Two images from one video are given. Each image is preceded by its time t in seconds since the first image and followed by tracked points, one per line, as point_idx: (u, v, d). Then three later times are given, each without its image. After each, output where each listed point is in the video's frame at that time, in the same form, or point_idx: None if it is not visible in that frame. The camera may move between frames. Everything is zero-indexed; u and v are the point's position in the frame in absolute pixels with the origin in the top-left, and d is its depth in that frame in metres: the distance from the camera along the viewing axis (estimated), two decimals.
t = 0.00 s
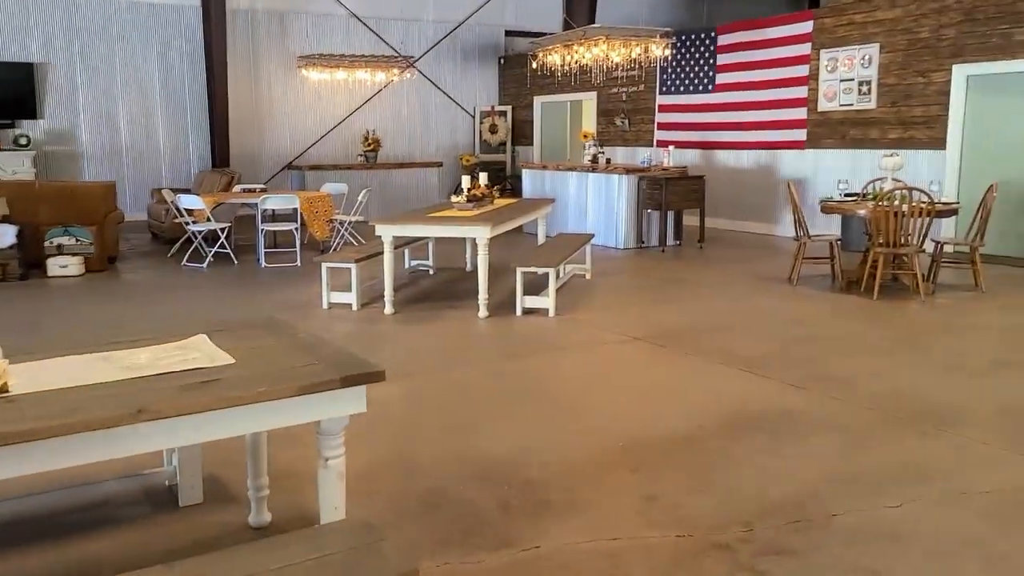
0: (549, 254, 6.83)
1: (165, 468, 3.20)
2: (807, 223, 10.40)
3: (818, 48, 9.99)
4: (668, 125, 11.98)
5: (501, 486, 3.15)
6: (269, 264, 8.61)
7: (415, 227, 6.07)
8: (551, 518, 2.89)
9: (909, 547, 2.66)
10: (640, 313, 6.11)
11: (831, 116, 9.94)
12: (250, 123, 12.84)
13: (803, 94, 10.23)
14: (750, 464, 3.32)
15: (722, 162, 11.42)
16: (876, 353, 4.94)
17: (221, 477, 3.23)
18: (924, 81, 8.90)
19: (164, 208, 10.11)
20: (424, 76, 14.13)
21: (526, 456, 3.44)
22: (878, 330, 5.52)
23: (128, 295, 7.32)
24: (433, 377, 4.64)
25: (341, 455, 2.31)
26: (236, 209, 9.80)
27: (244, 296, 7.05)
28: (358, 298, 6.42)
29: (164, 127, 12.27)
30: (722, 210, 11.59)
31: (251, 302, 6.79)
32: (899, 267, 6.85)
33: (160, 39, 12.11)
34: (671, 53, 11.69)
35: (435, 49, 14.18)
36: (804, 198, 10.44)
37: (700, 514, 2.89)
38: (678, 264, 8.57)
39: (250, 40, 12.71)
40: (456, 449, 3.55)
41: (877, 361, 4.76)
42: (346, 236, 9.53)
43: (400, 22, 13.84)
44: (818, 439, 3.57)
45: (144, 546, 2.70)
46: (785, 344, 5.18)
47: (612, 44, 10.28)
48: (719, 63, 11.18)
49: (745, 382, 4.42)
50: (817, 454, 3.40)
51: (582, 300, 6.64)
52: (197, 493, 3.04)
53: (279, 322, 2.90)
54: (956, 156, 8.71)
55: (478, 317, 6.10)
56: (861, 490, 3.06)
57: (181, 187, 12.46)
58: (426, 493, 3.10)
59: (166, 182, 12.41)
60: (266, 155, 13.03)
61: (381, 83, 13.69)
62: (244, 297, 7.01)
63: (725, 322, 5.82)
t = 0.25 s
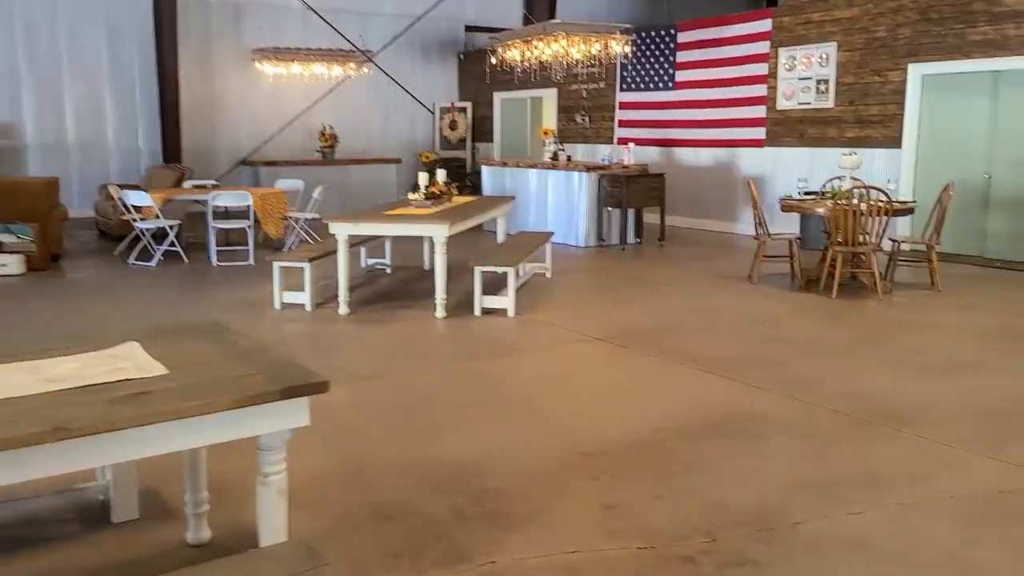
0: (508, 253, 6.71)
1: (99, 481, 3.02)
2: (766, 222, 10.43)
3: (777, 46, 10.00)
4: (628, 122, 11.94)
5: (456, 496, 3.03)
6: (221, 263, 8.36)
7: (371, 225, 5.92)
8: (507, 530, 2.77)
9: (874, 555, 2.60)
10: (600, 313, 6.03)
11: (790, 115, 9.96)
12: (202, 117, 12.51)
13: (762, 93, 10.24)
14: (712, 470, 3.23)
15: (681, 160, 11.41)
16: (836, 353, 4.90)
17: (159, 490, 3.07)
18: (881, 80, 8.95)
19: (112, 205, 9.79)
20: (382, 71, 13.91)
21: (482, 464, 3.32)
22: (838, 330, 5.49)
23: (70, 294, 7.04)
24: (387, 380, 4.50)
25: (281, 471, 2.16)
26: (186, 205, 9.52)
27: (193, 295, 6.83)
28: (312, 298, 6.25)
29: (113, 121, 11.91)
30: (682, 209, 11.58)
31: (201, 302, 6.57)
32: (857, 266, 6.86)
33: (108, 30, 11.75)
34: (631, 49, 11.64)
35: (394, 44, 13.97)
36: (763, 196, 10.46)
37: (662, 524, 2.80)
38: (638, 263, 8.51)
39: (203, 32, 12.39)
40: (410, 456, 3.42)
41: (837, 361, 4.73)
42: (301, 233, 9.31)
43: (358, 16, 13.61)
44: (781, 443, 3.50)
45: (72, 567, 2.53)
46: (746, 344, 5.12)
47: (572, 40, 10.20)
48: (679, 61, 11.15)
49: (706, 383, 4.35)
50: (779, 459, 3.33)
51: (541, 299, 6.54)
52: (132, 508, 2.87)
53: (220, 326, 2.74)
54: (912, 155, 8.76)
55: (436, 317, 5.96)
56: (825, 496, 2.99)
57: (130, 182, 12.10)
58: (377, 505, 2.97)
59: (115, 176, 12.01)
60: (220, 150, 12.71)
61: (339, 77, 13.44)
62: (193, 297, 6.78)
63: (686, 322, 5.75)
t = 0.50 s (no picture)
0: (478, 253, 6.57)
1: (35, 498, 2.83)
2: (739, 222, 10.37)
3: (750, 45, 9.94)
4: (601, 122, 11.84)
5: (417, 510, 2.88)
6: (183, 264, 8.14)
7: (335, 225, 5.75)
8: (470, 546, 2.63)
9: (853, 569, 2.49)
10: (571, 315, 5.91)
11: (762, 114, 9.90)
12: (167, 115, 12.23)
13: (735, 92, 10.18)
14: (684, 480, 3.12)
15: (654, 160, 11.34)
16: (810, 356, 4.82)
17: (103, 507, 2.89)
18: (853, 79, 8.92)
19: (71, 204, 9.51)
20: (352, 68, 13.70)
21: (445, 475, 3.18)
22: (812, 331, 5.41)
23: (24, 296, 6.79)
24: (350, 386, 4.34)
25: (221, 490, 2.00)
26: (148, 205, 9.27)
27: (153, 297, 6.61)
28: (276, 300, 6.07)
29: (75, 118, 11.61)
30: (655, 208, 11.51)
31: (160, 304, 6.36)
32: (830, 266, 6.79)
33: (69, 25, 11.46)
34: (604, 48, 11.54)
35: (364, 41, 13.76)
36: (735, 196, 10.40)
37: (632, 538, 2.67)
38: (611, 264, 8.40)
39: (168, 27, 12.11)
40: (370, 468, 3.27)
41: (811, 364, 4.64)
42: (267, 234, 9.10)
43: (327, 13, 13.40)
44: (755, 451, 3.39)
45: None
46: (719, 346, 5.02)
47: (544, 37, 10.07)
48: (651, 59, 11.07)
49: (679, 388, 4.24)
50: (753, 467, 3.22)
51: (512, 300, 6.40)
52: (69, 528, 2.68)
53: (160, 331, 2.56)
54: (884, 154, 8.73)
55: (402, 320, 5.80)
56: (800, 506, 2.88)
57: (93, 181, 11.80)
58: (333, 520, 2.81)
59: (76, 175, 11.74)
60: (186, 149, 12.45)
61: (308, 74, 13.22)
62: (152, 299, 6.56)
63: (658, 324, 5.65)
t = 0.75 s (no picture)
0: (471, 261, 6.46)
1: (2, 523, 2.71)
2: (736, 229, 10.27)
3: (748, 50, 9.85)
4: (597, 127, 11.74)
5: (403, 536, 2.76)
6: (173, 271, 8.01)
7: (325, 233, 5.63)
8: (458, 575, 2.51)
9: None
10: (566, 325, 5.79)
11: (760, 120, 9.80)
12: (160, 119, 12.10)
13: (732, 97, 10.08)
14: (682, 504, 3.00)
15: (651, 165, 11.23)
16: (810, 370, 4.71)
17: (74, 532, 2.76)
18: (852, 85, 8.82)
19: (59, 210, 9.38)
20: (347, 72, 13.59)
21: (434, 498, 3.06)
22: (811, 343, 5.30)
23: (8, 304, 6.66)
24: (338, 401, 4.22)
25: (188, 524, 1.88)
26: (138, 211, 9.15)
27: (140, 306, 6.48)
28: (264, 309, 5.94)
29: (66, 123, 11.47)
30: (652, 214, 11.40)
31: (146, 313, 6.23)
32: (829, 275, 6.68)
33: (61, 29, 11.32)
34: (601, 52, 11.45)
35: (360, 46, 13.66)
36: (733, 202, 10.29)
37: (627, 566, 2.56)
38: (606, 271, 8.29)
39: (161, 31, 11.99)
40: (355, 489, 3.15)
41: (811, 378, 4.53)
42: (259, 240, 8.98)
43: (322, 16, 13.29)
44: (755, 472, 3.28)
45: None
46: (717, 359, 4.91)
47: (540, 41, 9.96)
48: (648, 64, 10.97)
49: (676, 403, 4.12)
50: (753, 490, 3.10)
51: (505, 310, 6.29)
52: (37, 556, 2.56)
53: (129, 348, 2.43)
54: (884, 161, 8.63)
55: (393, 330, 5.68)
56: (803, 532, 2.77)
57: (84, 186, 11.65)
58: (315, 547, 2.69)
59: (67, 179, 11.60)
60: (179, 154, 12.32)
61: (302, 79, 13.11)
62: (138, 307, 6.43)
63: (654, 335, 5.53)
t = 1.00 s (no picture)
0: (464, 264, 6.32)
1: None
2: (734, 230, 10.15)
3: (745, 49, 9.72)
4: (593, 127, 11.61)
5: (388, 560, 2.63)
6: (161, 273, 7.86)
7: (314, 236, 5.49)
8: None
9: None
10: (561, 329, 5.65)
11: (758, 120, 9.68)
12: (151, 118, 11.93)
13: (730, 97, 9.95)
14: (682, 523, 2.87)
15: (648, 165, 11.10)
16: (811, 376, 4.58)
17: (41, 556, 2.63)
18: (851, 85, 8.70)
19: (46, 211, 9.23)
20: (340, 71, 13.43)
21: (420, 516, 2.93)
22: (812, 349, 5.18)
23: None
24: (324, 411, 4.08)
25: (148, 560, 1.75)
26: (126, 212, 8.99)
27: (125, 309, 6.34)
28: (251, 314, 5.79)
29: (56, 123, 11.31)
30: (648, 215, 11.27)
31: (131, 317, 6.08)
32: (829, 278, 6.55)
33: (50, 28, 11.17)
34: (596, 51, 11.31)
35: (353, 44, 13.51)
36: (731, 203, 10.16)
37: None
38: (602, 273, 8.16)
39: (152, 30, 11.83)
40: (338, 507, 3.01)
41: (811, 386, 4.40)
42: (249, 242, 8.83)
43: (315, 15, 13.14)
44: (755, 488, 3.15)
45: None
46: (715, 366, 4.78)
47: (535, 41, 9.82)
48: (645, 63, 10.83)
49: (673, 412, 3.99)
50: (754, 508, 2.98)
51: (499, 314, 6.15)
52: None
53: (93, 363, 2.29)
54: (884, 162, 8.51)
55: (384, 335, 5.55)
56: (806, 556, 2.64)
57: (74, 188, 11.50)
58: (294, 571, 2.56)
59: (55, 180, 11.45)
60: (171, 154, 12.16)
61: (295, 78, 12.96)
62: (123, 311, 6.28)
63: (651, 340, 5.40)
